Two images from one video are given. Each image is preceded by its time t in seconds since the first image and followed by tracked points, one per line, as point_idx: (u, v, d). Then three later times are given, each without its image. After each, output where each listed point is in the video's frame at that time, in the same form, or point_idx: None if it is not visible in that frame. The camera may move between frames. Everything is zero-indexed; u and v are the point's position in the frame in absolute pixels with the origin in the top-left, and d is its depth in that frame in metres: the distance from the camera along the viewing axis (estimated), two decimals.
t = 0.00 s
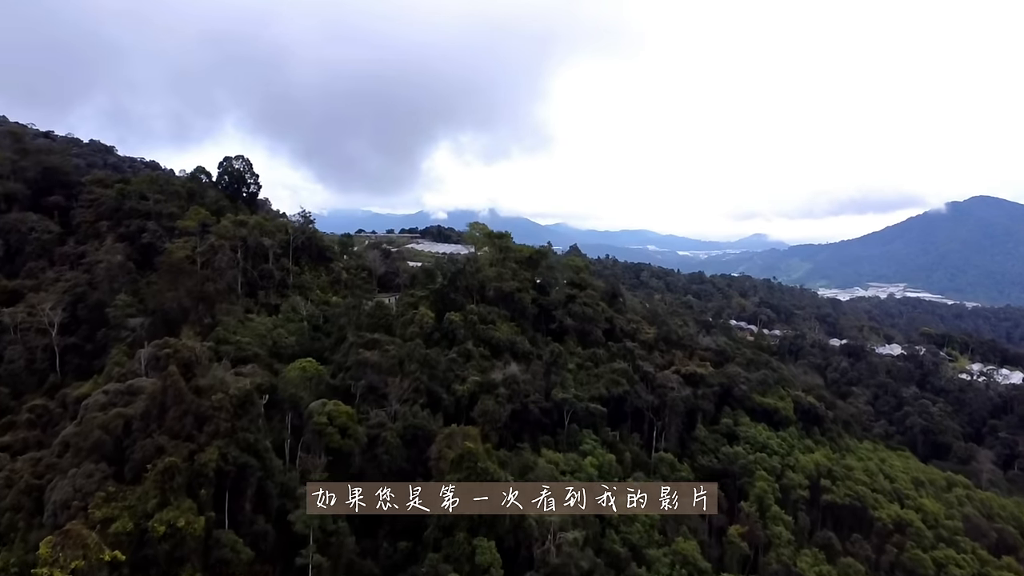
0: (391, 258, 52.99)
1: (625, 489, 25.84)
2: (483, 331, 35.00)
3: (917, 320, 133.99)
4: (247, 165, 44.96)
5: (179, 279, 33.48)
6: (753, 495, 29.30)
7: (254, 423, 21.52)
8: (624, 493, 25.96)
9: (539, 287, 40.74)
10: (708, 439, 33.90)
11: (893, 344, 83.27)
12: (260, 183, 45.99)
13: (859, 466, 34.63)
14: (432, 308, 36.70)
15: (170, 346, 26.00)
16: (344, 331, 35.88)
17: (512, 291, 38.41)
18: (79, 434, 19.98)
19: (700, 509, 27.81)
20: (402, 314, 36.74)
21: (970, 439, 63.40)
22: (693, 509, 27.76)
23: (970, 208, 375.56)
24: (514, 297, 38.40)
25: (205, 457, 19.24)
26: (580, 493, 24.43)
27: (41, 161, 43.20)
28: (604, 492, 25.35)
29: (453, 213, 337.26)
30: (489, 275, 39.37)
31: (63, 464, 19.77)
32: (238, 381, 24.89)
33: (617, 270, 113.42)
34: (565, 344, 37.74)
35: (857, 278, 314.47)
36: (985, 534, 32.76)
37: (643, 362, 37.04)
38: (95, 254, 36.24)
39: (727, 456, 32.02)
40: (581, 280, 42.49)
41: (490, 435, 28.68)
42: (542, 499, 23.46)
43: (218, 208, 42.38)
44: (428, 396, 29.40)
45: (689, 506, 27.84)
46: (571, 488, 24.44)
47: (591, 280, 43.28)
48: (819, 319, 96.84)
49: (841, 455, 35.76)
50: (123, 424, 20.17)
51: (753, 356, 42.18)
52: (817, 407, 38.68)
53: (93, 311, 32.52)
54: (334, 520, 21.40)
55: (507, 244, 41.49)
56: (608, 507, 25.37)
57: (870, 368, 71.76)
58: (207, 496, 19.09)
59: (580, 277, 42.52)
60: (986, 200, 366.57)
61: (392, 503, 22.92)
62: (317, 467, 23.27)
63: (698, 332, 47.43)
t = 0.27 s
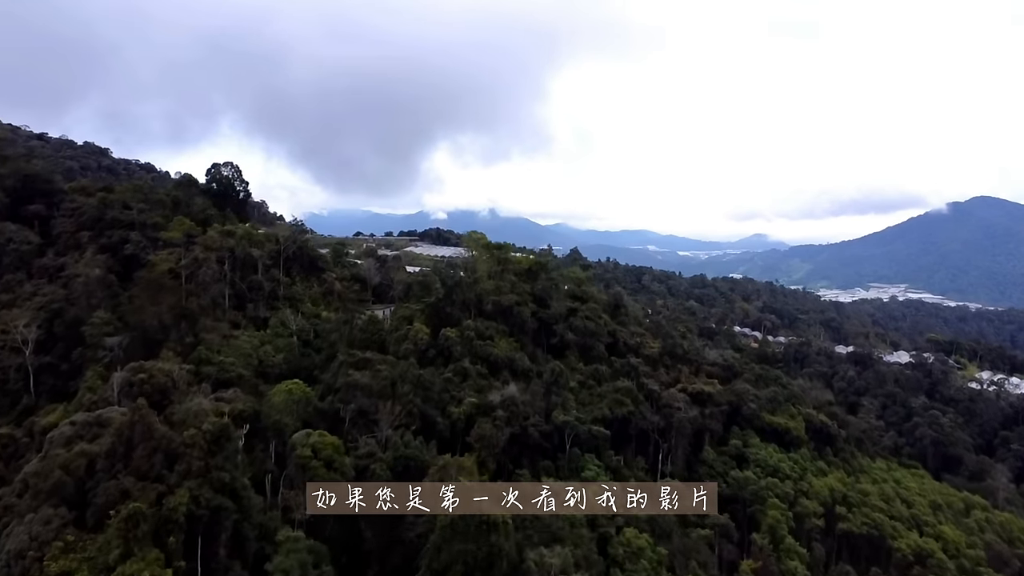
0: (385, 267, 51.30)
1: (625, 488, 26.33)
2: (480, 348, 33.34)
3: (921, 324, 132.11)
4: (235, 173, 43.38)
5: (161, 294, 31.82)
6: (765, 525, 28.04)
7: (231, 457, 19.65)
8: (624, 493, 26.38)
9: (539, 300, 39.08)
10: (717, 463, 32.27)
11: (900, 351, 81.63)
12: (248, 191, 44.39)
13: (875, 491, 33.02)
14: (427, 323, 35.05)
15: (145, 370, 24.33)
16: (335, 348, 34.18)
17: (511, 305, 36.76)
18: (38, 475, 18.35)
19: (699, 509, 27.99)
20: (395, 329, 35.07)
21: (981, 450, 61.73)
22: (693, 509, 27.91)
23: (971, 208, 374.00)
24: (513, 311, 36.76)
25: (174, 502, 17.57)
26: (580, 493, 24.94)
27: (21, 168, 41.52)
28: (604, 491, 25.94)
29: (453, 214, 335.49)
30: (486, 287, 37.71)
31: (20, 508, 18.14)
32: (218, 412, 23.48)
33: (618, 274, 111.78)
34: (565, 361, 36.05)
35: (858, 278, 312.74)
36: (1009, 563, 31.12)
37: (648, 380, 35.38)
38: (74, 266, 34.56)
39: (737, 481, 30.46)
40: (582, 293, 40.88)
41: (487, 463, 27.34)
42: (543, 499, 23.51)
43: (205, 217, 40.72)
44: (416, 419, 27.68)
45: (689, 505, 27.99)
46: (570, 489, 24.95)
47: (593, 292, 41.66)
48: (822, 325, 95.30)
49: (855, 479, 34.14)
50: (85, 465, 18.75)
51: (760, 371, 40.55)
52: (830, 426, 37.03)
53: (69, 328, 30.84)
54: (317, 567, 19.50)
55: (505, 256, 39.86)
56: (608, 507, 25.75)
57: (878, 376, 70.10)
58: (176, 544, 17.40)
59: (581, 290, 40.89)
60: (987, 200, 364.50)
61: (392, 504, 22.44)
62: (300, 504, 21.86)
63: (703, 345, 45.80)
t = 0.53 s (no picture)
0: (380, 278, 49.70)
1: (625, 488, 27.19)
2: (477, 366, 31.67)
3: (926, 328, 130.09)
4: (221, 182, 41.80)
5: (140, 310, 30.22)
6: (780, 558, 26.65)
7: (202, 500, 18.17)
8: (625, 492, 27.28)
9: (538, 314, 37.47)
10: (727, 487, 30.68)
11: (907, 359, 79.94)
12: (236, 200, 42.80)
13: (892, 518, 31.41)
14: (421, 340, 33.42)
15: (116, 398, 22.74)
16: (325, 366, 32.50)
17: (509, 320, 35.14)
18: None
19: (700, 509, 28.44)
20: (388, 345, 33.44)
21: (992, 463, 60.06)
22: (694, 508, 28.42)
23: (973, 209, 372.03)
24: (511, 326, 35.14)
25: (137, 555, 15.99)
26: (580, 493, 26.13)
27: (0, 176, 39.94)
28: (604, 491, 26.94)
29: (453, 215, 333.68)
30: (484, 301, 36.11)
31: None
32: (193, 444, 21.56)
33: (619, 278, 110.11)
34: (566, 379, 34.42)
35: (860, 280, 310.75)
36: None
37: (653, 400, 33.75)
38: (51, 280, 32.96)
39: (747, 508, 28.98)
40: (583, 307, 39.25)
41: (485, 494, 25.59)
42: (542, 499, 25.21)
43: (191, 227, 39.12)
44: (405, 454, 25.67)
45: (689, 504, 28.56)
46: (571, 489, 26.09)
47: (594, 306, 40.04)
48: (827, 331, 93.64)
49: (871, 505, 32.53)
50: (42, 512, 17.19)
51: (769, 387, 38.92)
52: (843, 446, 35.43)
53: (43, 347, 29.27)
54: None
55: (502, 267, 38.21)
56: (608, 507, 26.55)
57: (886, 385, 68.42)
58: None
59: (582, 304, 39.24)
60: (989, 200, 362.79)
61: (393, 505, 21.89)
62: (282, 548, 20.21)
63: (709, 360, 44.17)
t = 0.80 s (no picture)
0: (375, 287, 48.02)
1: (624, 488, 27.41)
2: (473, 387, 29.94)
3: (931, 331, 128.22)
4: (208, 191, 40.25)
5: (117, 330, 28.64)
6: None
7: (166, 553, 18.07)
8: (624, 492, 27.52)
9: (538, 330, 35.80)
10: (738, 515, 29.41)
11: (915, 367, 78.22)
12: (224, 210, 41.24)
13: (911, 548, 29.83)
14: (415, 358, 31.75)
15: (80, 432, 21.22)
16: (313, 386, 30.85)
17: (507, 337, 33.49)
18: None
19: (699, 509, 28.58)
20: (380, 364, 31.78)
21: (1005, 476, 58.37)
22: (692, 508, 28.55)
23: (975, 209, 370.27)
24: (510, 343, 33.44)
25: None
26: (580, 493, 26.23)
27: None
28: (604, 492, 26.58)
29: (452, 215, 331.86)
30: (481, 318, 34.47)
31: None
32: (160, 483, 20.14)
33: (620, 282, 108.23)
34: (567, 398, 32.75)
35: (861, 281, 308.99)
36: None
37: (659, 421, 32.12)
38: (25, 296, 31.36)
39: (760, 540, 27.74)
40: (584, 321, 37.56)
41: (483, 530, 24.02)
42: (542, 499, 25.72)
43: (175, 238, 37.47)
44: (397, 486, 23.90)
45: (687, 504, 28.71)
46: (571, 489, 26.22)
47: (597, 321, 38.41)
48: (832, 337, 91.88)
49: (888, 534, 30.97)
50: None
51: (779, 405, 37.26)
52: (858, 468, 33.80)
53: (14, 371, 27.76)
54: None
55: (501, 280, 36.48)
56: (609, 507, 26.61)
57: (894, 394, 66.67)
58: None
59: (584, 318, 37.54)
60: (990, 200, 361.07)
61: (393, 504, 23.42)
62: None
63: (715, 374, 42.51)
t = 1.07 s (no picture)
0: (369, 298, 46.35)
1: (625, 489, 26.08)
2: (469, 411, 28.22)
3: (936, 335, 126.50)
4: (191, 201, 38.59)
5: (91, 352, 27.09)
6: None
7: None
8: (624, 492, 26.22)
9: (537, 348, 34.17)
10: (749, 547, 28.10)
11: (924, 375, 76.50)
12: (209, 220, 39.60)
13: None
14: (407, 379, 30.08)
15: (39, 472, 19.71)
16: (301, 409, 29.22)
17: (505, 356, 31.86)
18: None
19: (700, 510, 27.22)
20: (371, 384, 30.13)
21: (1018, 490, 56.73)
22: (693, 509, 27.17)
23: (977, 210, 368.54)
24: (508, 363, 31.79)
25: None
26: (580, 493, 25.05)
27: None
28: (604, 491, 25.69)
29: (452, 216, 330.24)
30: (478, 335, 32.82)
31: None
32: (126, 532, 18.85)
33: (621, 286, 106.54)
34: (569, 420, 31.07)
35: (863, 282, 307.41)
36: None
37: (665, 445, 30.49)
38: None
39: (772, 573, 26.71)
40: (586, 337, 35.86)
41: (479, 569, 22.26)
42: (542, 499, 24.25)
43: (158, 250, 35.85)
44: (391, 504, 22.59)
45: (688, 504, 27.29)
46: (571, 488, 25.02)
47: (598, 336, 36.75)
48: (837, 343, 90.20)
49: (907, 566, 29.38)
50: None
51: (789, 425, 35.60)
52: (874, 493, 32.14)
53: None
54: None
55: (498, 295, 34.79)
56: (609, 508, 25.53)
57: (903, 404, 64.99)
58: None
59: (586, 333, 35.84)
60: (992, 201, 359.47)
61: (393, 504, 22.59)
62: None
63: (723, 390, 40.83)
